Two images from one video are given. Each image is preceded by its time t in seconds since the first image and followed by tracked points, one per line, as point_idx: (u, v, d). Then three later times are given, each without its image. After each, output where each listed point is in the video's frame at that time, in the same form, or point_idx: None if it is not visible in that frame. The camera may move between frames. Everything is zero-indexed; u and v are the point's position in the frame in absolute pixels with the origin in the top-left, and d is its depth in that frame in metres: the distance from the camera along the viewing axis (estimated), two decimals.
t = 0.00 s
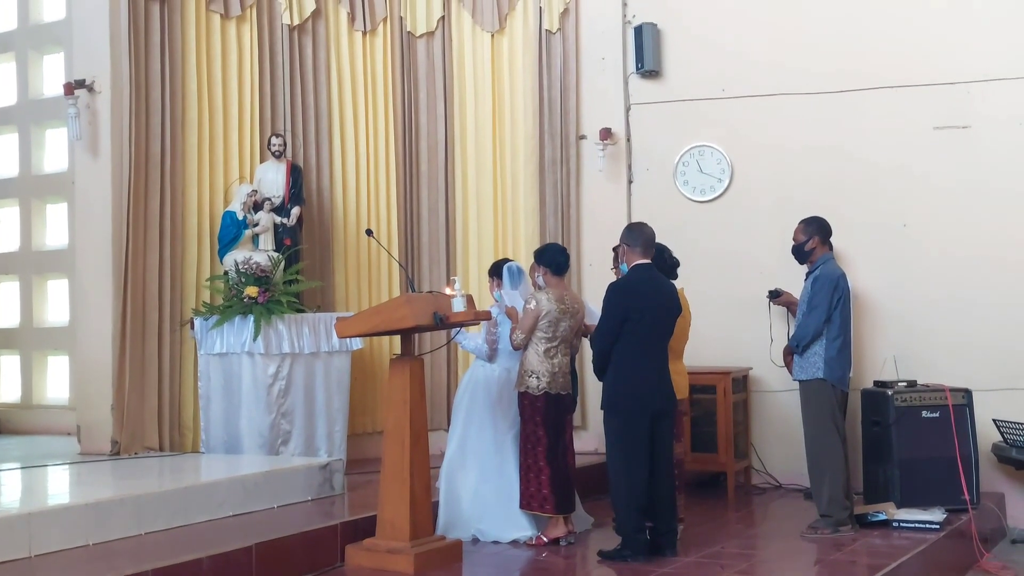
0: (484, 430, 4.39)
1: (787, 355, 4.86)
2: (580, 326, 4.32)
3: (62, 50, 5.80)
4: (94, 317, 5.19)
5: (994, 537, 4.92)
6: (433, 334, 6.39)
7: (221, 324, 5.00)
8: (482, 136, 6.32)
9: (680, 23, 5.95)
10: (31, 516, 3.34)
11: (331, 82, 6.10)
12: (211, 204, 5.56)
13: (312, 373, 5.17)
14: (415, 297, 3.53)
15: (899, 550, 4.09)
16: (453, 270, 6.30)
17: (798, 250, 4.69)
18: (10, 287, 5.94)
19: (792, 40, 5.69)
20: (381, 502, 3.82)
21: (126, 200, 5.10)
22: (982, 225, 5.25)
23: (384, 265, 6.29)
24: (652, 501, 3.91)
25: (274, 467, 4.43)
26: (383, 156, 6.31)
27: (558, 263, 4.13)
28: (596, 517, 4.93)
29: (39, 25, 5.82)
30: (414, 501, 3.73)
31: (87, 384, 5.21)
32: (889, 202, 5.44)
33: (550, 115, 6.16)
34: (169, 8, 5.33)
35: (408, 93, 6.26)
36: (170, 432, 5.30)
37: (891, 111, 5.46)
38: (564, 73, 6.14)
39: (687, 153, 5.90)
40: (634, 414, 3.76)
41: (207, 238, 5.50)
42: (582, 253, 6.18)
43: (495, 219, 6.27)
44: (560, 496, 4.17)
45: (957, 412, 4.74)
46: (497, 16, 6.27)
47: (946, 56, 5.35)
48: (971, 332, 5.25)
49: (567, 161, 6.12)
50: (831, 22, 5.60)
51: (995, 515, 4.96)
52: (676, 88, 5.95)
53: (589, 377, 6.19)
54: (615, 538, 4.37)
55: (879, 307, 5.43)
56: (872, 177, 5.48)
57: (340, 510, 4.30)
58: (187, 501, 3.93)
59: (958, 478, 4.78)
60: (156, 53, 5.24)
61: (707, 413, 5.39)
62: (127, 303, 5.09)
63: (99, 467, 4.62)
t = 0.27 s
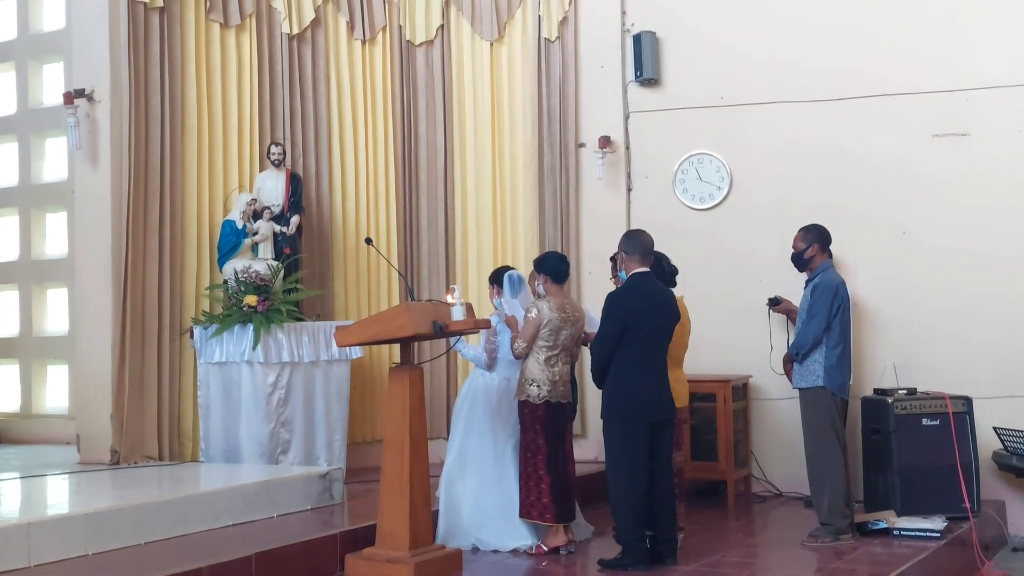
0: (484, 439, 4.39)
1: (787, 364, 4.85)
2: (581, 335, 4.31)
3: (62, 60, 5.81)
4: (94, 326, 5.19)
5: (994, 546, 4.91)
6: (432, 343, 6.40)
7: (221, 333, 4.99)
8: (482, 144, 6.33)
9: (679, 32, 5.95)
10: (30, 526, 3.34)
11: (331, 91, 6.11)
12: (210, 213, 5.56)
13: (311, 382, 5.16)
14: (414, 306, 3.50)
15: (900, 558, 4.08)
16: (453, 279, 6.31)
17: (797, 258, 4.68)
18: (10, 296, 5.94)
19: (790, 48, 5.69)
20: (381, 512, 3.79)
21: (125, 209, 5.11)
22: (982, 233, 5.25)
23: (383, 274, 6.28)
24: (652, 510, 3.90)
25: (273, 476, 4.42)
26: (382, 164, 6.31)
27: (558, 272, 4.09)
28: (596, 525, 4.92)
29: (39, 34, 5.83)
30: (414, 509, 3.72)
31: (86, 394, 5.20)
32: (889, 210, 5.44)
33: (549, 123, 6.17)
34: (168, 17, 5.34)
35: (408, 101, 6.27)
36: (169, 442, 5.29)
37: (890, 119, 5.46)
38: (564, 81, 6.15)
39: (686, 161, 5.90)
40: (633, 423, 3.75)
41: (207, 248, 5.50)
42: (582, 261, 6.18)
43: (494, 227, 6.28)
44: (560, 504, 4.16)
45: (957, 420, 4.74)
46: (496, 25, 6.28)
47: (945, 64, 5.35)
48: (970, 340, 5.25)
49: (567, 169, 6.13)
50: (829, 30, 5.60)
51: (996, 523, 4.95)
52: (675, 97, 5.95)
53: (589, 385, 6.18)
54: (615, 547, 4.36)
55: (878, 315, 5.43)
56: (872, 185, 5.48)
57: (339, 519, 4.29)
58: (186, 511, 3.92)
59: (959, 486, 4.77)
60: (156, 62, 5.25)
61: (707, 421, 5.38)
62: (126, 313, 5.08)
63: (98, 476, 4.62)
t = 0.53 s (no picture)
0: (484, 444, 4.39)
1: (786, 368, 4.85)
2: (580, 339, 4.32)
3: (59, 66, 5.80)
4: (93, 333, 5.18)
5: (993, 549, 4.92)
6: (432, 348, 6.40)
7: (220, 340, 4.99)
8: (480, 149, 6.33)
9: (677, 36, 5.95)
10: (30, 533, 3.34)
11: (330, 97, 6.11)
12: (209, 219, 5.55)
13: (311, 387, 5.17)
14: (414, 310, 3.52)
15: (899, 562, 4.09)
16: (452, 284, 6.32)
17: (796, 263, 4.69)
18: (9, 303, 5.94)
19: (789, 53, 5.69)
20: (381, 517, 3.79)
21: (124, 215, 5.10)
22: (981, 237, 5.25)
23: (382, 279, 6.28)
24: (650, 515, 3.91)
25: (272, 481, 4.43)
26: (381, 170, 6.29)
27: (557, 278, 4.12)
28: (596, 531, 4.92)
29: (36, 41, 5.83)
30: (413, 514, 3.72)
31: (86, 400, 5.20)
32: (888, 214, 5.44)
33: (548, 129, 6.17)
34: (167, 23, 5.34)
35: (406, 107, 6.29)
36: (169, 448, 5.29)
37: (889, 123, 5.46)
38: (562, 87, 6.15)
39: (685, 166, 5.90)
40: (631, 428, 3.76)
41: (205, 254, 5.50)
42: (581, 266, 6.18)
43: (493, 232, 6.28)
44: (560, 509, 4.16)
45: (955, 423, 4.75)
46: (495, 30, 6.27)
47: (944, 69, 5.35)
48: (969, 344, 5.25)
49: (565, 174, 6.13)
50: (828, 35, 5.60)
51: (995, 526, 4.96)
52: (674, 101, 5.95)
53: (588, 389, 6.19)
54: (615, 551, 4.37)
55: (877, 319, 5.43)
56: (871, 189, 5.48)
57: (340, 526, 4.29)
58: (186, 517, 3.92)
59: (957, 489, 4.78)
60: (154, 69, 5.25)
61: (706, 426, 5.39)
62: (125, 319, 5.08)
63: (98, 483, 4.62)
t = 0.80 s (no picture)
0: (482, 443, 4.40)
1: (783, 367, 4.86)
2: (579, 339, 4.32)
3: (56, 66, 5.79)
4: (90, 333, 5.18)
5: (991, 548, 4.92)
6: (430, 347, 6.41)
7: (217, 339, 4.98)
8: (478, 149, 6.32)
9: (675, 35, 5.94)
10: (29, 533, 3.34)
11: (327, 96, 6.11)
12: (206, 218, 5.55)
13: (309, 387, 5.17)
14: (412, 310, 3.51)
15: (896, 560, 4.09)
16: (449, 283, 6.32)
17: (794, 262, 4.70)
18: (6, 303, 5.93)
19: (787, 52, 5.69)
20: (379, 516, 3.80)
21: (121, 214, 5.09)
22: (978, 236, 5.25)
23: (380, 278, 6.28)
24: (648, 514, 3.91)
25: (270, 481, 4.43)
26: (378, 169, 6.27)
27: (557, 277, 4.09)
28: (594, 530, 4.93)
29: (33, 40, 5.81)
30: (412, 512, 3.73)
31: (83, 400, 5.20)
32: (886, 213, 5.44)
33: (545, 128, 6.16)
34: (163, 23, 5.33)
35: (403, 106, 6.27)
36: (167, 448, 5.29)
37: (886, 122, 5.46)
38: (560, 85, 6.14)
39: (683, 165, 5.90)
40: (627, 428, 3.76)
41: (202, 254, 5.49)
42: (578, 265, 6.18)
43: (491, 232, 6.28)
44: (558, 508, 4.17)
45: (953, 422, 4.76)
46: (492, 29, 6.25)
47: (942, 68, 5.35)
48: (967, 343, 5.26)
49: (563, 173, 6.12)
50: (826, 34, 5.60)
51: (992, 525, 4.97)
52: (671, 100, 5.95)
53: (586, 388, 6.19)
54: (612, 550, 4.37)
55: (875, 318, 5.44)
56: (868, 188, 5.48)
57: (338, 525, 4.29)
58: (185, 516, 3.92)
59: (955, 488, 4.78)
60: (151, 68, 5.24)
61: (704, 425, 5.39)
62: (123, 319, 5.08)
63: (96, 482, 4.62)
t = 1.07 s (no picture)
0: (481, 439, 4.40)
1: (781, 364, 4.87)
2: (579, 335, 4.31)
3: (55, 60, 5.78)
4: (89, 327, 5.18)
5: (988, 545, 4.93)
6: (428, 343, 6.41)
7: (216, 334, 4.98)
8: (477, 145, 6.32)
9: (675, 32, 5.94)
10: (27, 527, 3.36)
11: (326, 92, 6.10)
12: (205, 213, 5.54)
13: (307, 382, 5.17)
14: (410, 306, 3.52)
15: (892, 557, 4.11)
16: (448, 279, 6.33)
17: (792, 260, 4.70)
18: (5, 297, 5.93)
19: (787, 49, 5.68)
20: (377, 511, 3.81)
21: (120, 209, 5.09)
22: (977, 234, 5.25)
23: (379, 273, 6.27)
24: (645, 510, 3.91)
25: (269, 476, 4.44)
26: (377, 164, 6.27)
27: (556, 273, 4.10)
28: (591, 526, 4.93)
29: (32, 34, 5.81)
30: (409, 508, 3.73)
31: (81, 394, 5.20)
32: (885, 210, 5.44)
33: (545, 124, 6.15)
34: (163, 17, 5.32)
35: (403, 101, 6.26)
36: (165, 443, 5.30)
37: (886, 119, 5.46)
38: (559, 82, 6.13)
39: (682, 162, 5.89)
40: (625, 424, 3.77)
41: (201, 249, 5.49)
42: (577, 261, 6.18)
43: (490, 228, 6.28)
44: (556, 503, 4.17)
45: (950, 419, 4.76)
46: (492, 25, 6.25)
47: (942, 65, 5.34)
48: (965, 340, 5.26)
49: (562, 170, 6.12)
50: (826, 31, 5.59)
51: (989, 522, 4.98)
52: (671, 96, 5.94)
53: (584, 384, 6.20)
54: (610, 547, 4.38)
55: (874, 315, 5.44)
56: (867, 185, 5.48)
57: (336, 520, 4.30)
58: (183, 510, 3.93)
59: (952, 485, 4.79)
60: (150, 63, 5.23)
61: (702, 421, 5.40)
62: (121, 314, 5.08)
63: (95, 477, 4.63)
